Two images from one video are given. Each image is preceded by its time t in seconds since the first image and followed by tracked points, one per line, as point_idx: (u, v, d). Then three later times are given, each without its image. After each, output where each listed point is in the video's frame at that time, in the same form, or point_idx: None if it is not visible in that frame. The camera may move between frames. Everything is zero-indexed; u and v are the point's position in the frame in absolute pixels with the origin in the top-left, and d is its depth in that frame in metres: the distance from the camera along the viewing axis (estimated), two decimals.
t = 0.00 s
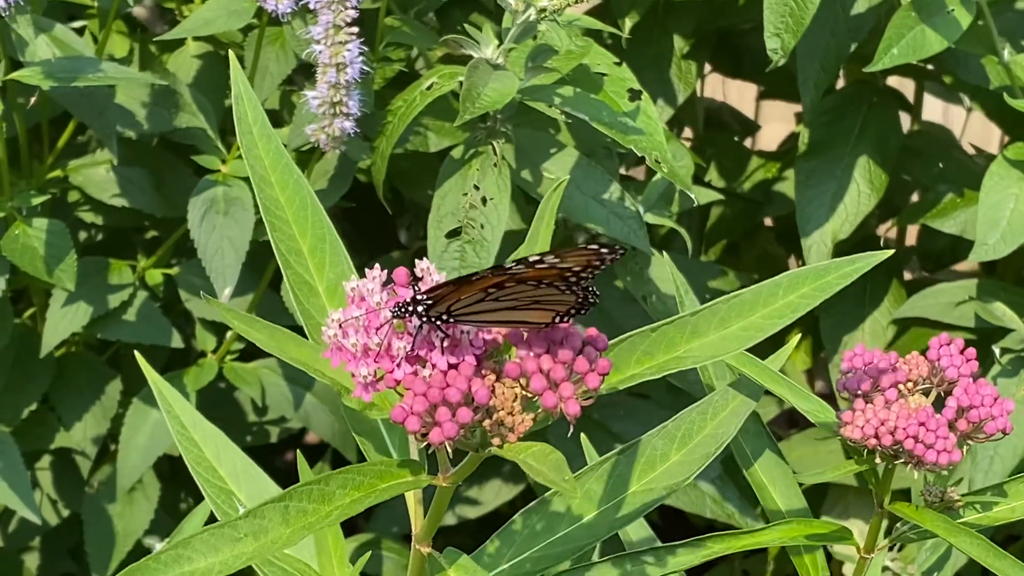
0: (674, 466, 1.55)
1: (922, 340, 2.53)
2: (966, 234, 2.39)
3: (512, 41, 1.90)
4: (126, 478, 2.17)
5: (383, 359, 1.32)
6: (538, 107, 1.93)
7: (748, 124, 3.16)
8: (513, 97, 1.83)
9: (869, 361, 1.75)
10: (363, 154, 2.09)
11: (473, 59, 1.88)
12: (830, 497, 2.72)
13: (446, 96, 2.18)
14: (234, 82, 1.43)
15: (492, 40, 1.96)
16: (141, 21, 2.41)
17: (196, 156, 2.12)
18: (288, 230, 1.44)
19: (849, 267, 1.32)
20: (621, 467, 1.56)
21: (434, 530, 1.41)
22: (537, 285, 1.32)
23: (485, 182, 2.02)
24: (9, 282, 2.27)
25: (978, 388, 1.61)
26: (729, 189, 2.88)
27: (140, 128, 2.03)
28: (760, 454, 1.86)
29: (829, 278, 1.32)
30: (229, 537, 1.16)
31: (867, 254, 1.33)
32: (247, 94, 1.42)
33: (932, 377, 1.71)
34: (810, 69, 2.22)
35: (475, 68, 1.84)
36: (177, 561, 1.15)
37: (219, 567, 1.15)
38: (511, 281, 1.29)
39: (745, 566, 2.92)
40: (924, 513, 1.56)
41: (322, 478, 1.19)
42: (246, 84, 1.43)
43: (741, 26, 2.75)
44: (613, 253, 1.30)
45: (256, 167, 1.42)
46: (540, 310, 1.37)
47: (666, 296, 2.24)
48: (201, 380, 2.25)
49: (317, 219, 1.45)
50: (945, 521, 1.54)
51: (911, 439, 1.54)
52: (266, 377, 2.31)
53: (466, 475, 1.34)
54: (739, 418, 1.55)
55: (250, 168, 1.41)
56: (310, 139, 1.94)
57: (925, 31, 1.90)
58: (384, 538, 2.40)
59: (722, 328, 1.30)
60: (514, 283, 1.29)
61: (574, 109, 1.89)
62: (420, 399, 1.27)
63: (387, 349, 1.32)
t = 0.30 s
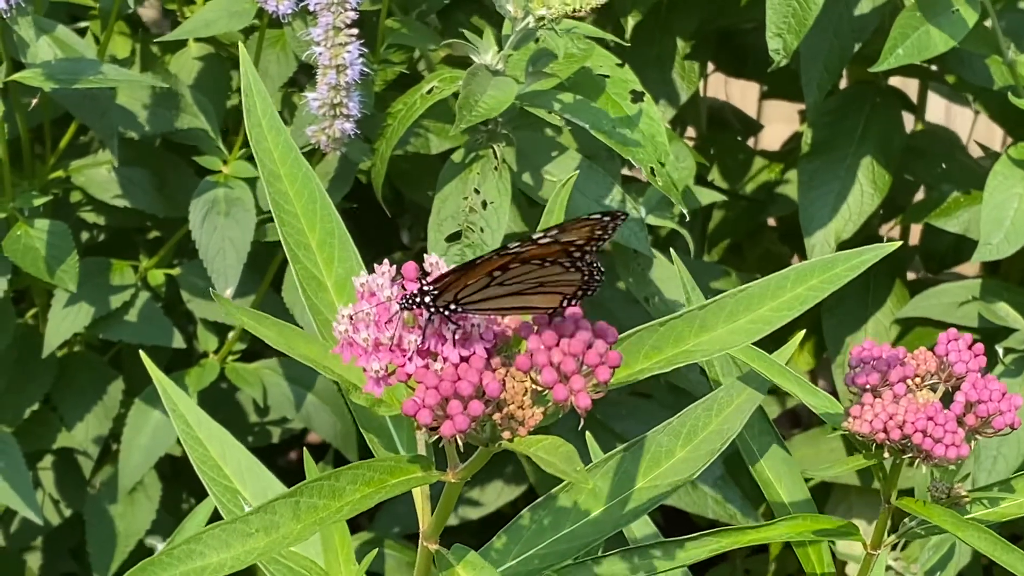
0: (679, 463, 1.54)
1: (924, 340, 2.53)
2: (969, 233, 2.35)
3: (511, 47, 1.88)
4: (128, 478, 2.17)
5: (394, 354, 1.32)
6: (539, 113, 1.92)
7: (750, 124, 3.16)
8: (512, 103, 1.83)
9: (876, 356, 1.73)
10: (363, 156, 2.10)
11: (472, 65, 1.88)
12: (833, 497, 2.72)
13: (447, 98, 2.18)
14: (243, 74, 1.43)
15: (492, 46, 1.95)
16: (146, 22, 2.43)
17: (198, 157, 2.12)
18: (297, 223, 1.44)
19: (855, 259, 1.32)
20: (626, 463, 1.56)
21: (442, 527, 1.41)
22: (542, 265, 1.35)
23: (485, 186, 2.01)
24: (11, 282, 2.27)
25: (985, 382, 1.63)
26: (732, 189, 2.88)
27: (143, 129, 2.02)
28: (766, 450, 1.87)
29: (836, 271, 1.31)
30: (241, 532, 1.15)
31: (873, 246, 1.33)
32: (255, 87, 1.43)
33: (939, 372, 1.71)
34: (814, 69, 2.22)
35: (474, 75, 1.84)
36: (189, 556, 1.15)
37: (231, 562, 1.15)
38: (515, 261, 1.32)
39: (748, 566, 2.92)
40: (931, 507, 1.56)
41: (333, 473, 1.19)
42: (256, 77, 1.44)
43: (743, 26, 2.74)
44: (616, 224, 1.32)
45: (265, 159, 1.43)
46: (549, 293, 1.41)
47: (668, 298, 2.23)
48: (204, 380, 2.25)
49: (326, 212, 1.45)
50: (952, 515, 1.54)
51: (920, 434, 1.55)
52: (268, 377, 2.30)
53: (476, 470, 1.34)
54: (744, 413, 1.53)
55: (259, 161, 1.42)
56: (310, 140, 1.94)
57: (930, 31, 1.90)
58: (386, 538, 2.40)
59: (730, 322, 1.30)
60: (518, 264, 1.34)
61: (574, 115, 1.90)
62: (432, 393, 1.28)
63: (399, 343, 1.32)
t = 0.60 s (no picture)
0: (674, 454, 1.55)
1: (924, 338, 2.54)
2: (967, 233, 2.35)
3: (516, 43, 1.88)
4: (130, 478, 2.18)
5: (379, 341, 1.33)
6: (542, 109, 1.93)
7: (752, 123, 3.17)
8: (518, 98, 1.84)
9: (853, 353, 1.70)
10: (367, 155, 2.13)
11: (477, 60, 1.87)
12: (833, 497, 2.72)
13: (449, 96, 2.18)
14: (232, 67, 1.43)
15: (496, 41, 1.95)
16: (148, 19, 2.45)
17: (200, 157, 2.12)
18: (288, 218, 1.45)
19: (840, 245, 1.30)
20: (618, 454, 1.54)
21: (434, 520, 1.42)
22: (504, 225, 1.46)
23: (489, 183, 2.04)
24: (15, 283, 2.28)
25: (962, 378, 1.59)
26: (733, 188, 2.88)
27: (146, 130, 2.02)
28: (750, 453, 1.85)
29: (821, 258, 1.30)
30: (229, 520, 1.16)
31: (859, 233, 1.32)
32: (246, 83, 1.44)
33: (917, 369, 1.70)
34: (814, 67, 2.22)
35: (480, 69, 1.84)
36: (176, 543, 1.15)
37: (218, 550, 1.16)
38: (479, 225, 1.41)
39: (749, 565, 2.92)
40: (910, 505, 1.52)
41: (321, 463, 1.20)
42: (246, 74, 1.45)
43: (745, 25, 2.74)
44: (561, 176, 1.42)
45: (255, 154, 1.43)
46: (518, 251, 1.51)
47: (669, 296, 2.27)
48: (206, 380, 2.26)
49: (317, 207, 1.46)
50: (931, 513, 1.50)
51: (895, 432, 1.51)
52: (270, 377, 2.31)
53: (466, 461, 1.33)
54: (735, 406, 1.57)
55: (250, 157, 1.42)
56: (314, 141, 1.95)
57: (925, 30, 1.90)
58: (387, 538, 2.41)
59: (717, 310, 1.28)
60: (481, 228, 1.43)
61: (578, 111, 1.89)
62: (417, 377, 1.28)
63: (384, 329, 1.33)
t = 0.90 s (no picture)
0: (665, 462, 1.53)
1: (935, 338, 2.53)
2: (974, 233, 2.37)
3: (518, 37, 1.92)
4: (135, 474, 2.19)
5: (353, 365, 1.30)
6: (542, 103, 1.91)
7: (755, 122, 3.17)
8: (518, 92, 1.83)
9: (830, 363, 1.69)
10: (371, 150, 2.11)
11: (478, 55, 1.88)
12: (836, 497, 2.72)
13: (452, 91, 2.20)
14: (217, 79, 1.44)
15: (498, 35, 1.97)
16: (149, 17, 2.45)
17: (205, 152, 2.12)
18: (275, 229, 1.45)
19: (822, 263, 1.32)
20: (603, 464, 1.53)
21: (422, 531, 1.38)
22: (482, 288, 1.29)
23: (491, 178, 2.02)
24: (20, 277, 2.29)
25: (941, 386, 1.59)
26: (737, 187, 2.88)
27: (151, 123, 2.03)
28: (743, 464, 1.84)
29: (801, 275, 1.31)
30: (205, 542, 1.16)
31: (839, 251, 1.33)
32: (229, 92, 1.44)
33: (897, 376, 1.68)
34: (821, 67, 2.22)
35: (480, 64, 1.85)
36: (151, 566, 1.14)
37: (194, 573, 1.15)
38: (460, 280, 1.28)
39: (751, 566, 2.92)
40: (892, 512, 1.51)
41: (301, 481, 1.19)
42: (230, 83, 1.45)
43: (749, 24, 2.74)
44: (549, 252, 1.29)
45: (242, 166, 1.43)
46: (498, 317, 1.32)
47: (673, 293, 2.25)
48: (211, 375, 2.26)
49: (304, 217, 1.46)
50: (912, 520, 1.49)
51: (873, 441, 1.50)
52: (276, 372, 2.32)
53: (450, 477, 1.32)
54: (723, 416, 1.53)
55: (236, 167, 1.43)
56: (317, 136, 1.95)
57: (935, 28, 1.90)
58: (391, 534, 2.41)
59: (700, 326, 1.30)
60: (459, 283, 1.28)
61: (579, 106, 1.89)
62: (391, 404, 1.26)
63: (357, 355, 1.30)
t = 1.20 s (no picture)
0: (677, 456, 1.53)
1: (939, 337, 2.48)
2: (980, 232, 2.37)
3: (529, 28, 1.95)
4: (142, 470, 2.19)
5: (378, 354, 1.31)
6: (553, 96, 1.93)
7: (760, 119, 3.17)
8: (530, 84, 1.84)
9: (859, 353, 1.68)
10: (381, 146, 2.13)
11: (489, 47, 1.89)
12: (842, 495, 2.72)
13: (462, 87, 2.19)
14: (233, 74, 1.45)
15: (509, 28, 1.99)
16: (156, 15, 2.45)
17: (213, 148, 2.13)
18: (290, 223, 1.45)
19: (844, 255, 1.32)
20: (621, 457, 1.54)
21: (438, 523, 1.39)
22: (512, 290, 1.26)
23: (500, 173, 2.02)
24: (27, 273, 2.29)
25: (969, 378, 1.60)
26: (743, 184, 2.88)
27: (160, 119, 2.04)
28: (758, 454, 1.85)
29: (826, 267, 1.32)
30: (227, 533, 1.16)
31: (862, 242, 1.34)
32: (245, 88, 1.44)
33: (924, 368, 1.68)
34: (831, 64, 2.22)
35: (491, 55, 1.86)
36: (174, 559, 1.16)
37: (217, 564, 1.16)
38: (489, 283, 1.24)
39: (755, 564, 2.92)
40: (917, 504, 1.52)
41: (321, 472, 1.19)
42: (246, 78, 1.45)
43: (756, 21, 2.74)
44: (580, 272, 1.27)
45: (257, 161, 1.44)
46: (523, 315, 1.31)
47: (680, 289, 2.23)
48: (218, 372, 2.26)
49: (319, 212, 1.46)
50: (938, 512, 1.51)
51: (901, 430, 1.51)
52: (282, 368, 2.31)
53: (469, 467, 1.33)
54: (734, 413, 1.53)
55: (250, 162, 1.43)
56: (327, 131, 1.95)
57: (945, 24, 1.90)
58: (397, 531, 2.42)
59: (720, 319, 1.31)
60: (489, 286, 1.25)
61: (589, 97, 1.90)
62: (416, 393, 1.26)
63: (382, 343, 1.30)
